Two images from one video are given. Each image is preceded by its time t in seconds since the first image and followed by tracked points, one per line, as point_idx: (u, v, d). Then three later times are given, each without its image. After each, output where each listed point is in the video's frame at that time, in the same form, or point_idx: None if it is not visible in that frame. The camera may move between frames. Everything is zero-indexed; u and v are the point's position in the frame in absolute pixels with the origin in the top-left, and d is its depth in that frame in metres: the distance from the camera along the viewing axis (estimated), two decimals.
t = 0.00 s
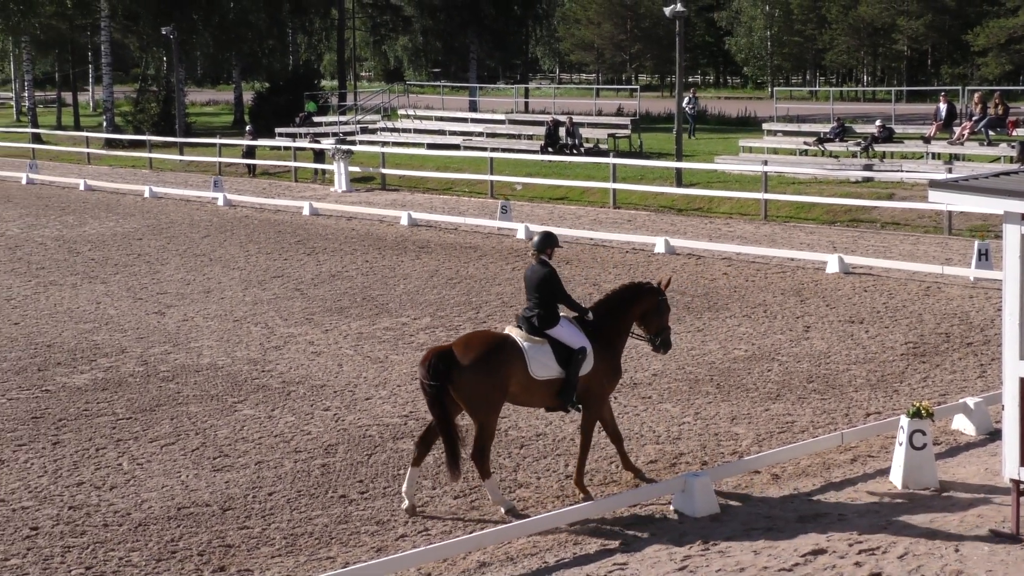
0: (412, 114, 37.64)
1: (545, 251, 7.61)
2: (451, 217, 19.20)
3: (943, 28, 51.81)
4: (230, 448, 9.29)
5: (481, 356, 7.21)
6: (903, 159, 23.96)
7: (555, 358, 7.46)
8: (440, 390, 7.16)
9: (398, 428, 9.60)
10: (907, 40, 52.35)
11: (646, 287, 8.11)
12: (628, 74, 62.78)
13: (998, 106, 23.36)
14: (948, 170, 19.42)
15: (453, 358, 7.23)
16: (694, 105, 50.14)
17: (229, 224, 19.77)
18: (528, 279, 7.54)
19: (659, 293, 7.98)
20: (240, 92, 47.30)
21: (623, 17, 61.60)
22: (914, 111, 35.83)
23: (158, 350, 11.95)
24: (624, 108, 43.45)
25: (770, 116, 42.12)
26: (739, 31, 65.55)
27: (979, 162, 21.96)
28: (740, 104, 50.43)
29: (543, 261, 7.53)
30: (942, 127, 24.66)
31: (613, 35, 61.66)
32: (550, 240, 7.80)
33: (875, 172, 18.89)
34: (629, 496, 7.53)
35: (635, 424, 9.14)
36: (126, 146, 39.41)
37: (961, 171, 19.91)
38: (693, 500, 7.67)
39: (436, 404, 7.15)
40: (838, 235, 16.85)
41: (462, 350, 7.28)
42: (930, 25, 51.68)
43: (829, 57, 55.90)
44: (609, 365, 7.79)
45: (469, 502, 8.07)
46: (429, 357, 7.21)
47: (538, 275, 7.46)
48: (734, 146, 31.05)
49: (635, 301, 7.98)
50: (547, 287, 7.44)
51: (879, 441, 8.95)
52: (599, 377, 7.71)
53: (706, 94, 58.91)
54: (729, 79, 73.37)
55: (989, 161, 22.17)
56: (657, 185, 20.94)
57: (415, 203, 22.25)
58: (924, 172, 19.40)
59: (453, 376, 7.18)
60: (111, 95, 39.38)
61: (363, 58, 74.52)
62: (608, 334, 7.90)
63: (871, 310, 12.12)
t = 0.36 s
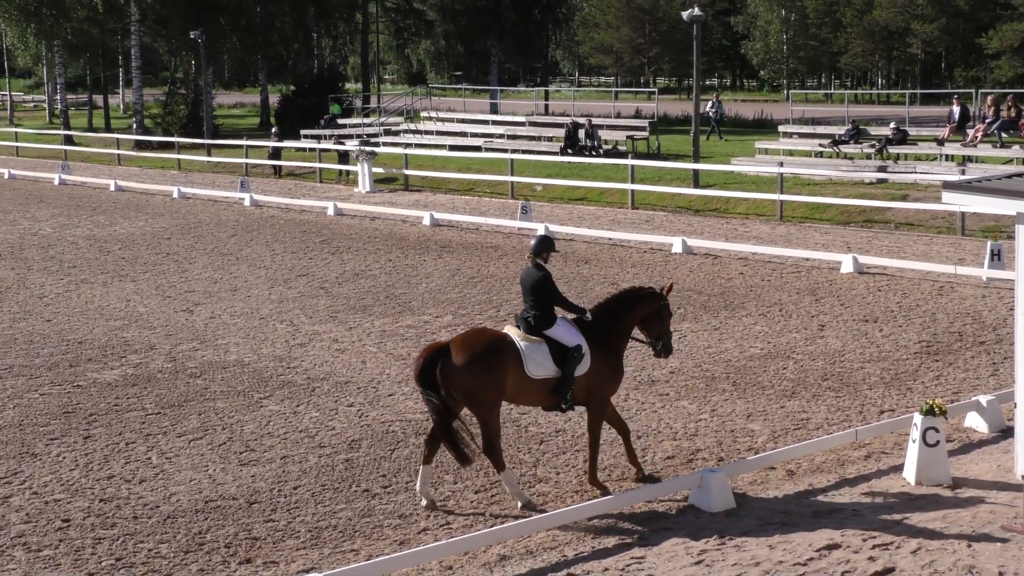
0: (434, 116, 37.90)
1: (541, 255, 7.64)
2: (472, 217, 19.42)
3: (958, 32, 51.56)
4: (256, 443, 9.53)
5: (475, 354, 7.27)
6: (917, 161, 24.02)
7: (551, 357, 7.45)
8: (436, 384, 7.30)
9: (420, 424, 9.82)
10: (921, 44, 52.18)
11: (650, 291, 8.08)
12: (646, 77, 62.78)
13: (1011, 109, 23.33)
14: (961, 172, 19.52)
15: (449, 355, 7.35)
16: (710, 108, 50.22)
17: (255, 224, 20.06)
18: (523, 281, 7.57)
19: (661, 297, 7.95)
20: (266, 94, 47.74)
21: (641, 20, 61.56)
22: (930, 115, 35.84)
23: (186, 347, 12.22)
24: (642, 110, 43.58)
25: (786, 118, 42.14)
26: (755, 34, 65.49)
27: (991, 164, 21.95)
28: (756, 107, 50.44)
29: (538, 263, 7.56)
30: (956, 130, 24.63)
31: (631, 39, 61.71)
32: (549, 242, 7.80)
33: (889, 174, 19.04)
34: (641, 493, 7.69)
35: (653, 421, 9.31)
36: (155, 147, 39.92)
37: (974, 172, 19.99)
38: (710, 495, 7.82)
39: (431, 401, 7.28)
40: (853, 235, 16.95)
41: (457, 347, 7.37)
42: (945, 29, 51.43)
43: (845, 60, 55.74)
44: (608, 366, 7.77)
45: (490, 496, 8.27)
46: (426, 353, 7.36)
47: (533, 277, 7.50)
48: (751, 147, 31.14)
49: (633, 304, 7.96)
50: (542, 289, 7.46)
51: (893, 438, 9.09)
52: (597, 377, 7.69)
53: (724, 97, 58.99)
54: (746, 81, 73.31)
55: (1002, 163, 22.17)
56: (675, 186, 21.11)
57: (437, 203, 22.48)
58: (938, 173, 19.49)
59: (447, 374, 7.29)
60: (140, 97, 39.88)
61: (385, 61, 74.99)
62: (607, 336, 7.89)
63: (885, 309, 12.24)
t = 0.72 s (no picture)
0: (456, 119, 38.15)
1: (540, 252, 7.68)
2: (494, 217, 19.63)
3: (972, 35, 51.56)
4: (282, 438, 9.77)
5: (479, 352, 7.46)
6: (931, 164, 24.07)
7: (552, 357, 7.57)
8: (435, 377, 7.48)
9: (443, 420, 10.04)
10: (936, 48, 52.14)
11: (655, 291, 8.15)
12: (664, 80, 62.91)
13: None
14: (976, 174, 19.65)
15: (451, 350, 7.53)
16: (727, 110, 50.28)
17: (281, 224, 20.34)
18: (523, 278, 7.60)
19: (666, 299, 8.04)
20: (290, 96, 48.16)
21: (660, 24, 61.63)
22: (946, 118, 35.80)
23: (214, 345, 12.47)
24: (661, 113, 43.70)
25: (802, 121, 42.18)
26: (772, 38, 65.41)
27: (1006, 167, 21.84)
28: (773, 110, 50.48)
29: (537, 262, 7.60)
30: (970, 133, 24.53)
31: (650, 43, 61.73)
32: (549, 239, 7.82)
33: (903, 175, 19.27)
34: (657, 489, 7.89)
35: (670, 418, 9.49)
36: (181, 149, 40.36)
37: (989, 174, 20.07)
38: (727, 490, 8.00)
39: (425, 393, 7.44)
40: (868, 236, 17.04)
41: (460, 343, 7.55)
42: (959, 33, 51.41)
43: (859, 64, 55.72)
44: (610, 365, 7.89)
45: (510, 491, 8.46)
46: (429, 346, 7.51)
47: (532, 274, 7.52)
48: (767, 150, 31.23)
49: (636, 305, 8.06)
50: (542, 287, 7.49)
51: (907, 436, 9.23)
52: (599, 376, 7.82)
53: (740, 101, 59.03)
54: (763, 85, 73.24)
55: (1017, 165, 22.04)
56: (692, 188, 21.29)
57: (459, 204, 22.72)
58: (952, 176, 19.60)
59: (449, 367, 7.49)
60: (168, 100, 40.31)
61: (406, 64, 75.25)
62: (610, 335, 7.99)
63: (900, 309, 12.35)
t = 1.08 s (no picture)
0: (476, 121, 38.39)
1: (542, 253, 7.89)
2: (514, 218, 19.84)
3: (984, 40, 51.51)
4: (306, 434, 10.01)
5: (481, 350, 7.63)
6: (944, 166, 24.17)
7: (554, 358, 7.77)
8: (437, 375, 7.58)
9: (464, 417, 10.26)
10: (949, 52, 52.09)
11: (657, 290, 8.32)
12: (681, 84, 63.05)
13: None
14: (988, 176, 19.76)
15: (452, 348, 7.66)
16: (744, 113, 50.34)
17: (305, 225, 20.63)
18: (526, 279, 7.84)
19: (668, 298, 8.19)
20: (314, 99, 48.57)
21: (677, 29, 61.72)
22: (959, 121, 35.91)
23: (240, 342, 12.74)
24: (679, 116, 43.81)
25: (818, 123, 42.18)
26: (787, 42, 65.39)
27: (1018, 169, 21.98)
28: (788, 113, 50.49)
29: (541, 263, 7.80)
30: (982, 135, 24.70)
31: (667, 47, 61.83)
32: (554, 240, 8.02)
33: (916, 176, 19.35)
34: (670, 486, 8.06)
35: (686, 416, 9.66)
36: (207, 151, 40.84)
37: (1001, 176, 20.17)
38: (742, 487, 8.16)
39: (426, 390, 7.51)
40: (882, 237, 17.14)
41: (461, 341, 7.71)
42: (971, 37, 51.37)
43: (873, 68, 55.66)
44: (611, 365, 8.07)
45: (529, 487, 8.65)
46: (430, 344, 7.61)
47: (536, 274, 7.75)
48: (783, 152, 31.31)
49: (635, 305, 8.23)
50: (546, 287, 7.71)
51: (920, 434, 9.36)
52: (600, 377, 8.02)
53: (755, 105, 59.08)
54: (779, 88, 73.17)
55: None
56: (709, 189, 21.45)
57: (480, 205, 22.93)
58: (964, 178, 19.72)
59: (449, 365, 7.61)
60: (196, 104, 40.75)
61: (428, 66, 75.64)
62: (611, 335, 8.18)
63: (913, 309, 12.46)
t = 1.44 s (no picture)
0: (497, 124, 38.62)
1: (547, 255, 8.09)
2: (534, 219, 20.04)
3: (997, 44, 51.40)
4: (330, 430, 10.25)
5: (480, 352, 7.77)
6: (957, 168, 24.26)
7: (551, 362, 7.94)
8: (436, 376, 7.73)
9: (484, 415, 10.48)
10: (963, 57, 51.96)
11: (654, 290, 8.53)
12: (698, 88, 63.13)
13: None
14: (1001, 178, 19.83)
15: (453, 351, 7.80)
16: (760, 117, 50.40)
17: (329, 225, 20.92)
18: (530, 280, 8.01)
19: (665, 297, 8.41)
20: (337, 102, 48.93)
21: (693, 34, 61.72)
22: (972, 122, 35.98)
23: (265, 340, 13.01)
24: (696, 118, 43.92)
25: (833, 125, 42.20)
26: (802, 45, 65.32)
27: None
28: (803, 116, 50.51)
29: (545, 265, 7.99)
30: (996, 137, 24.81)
31: (684, 52, 61.87)
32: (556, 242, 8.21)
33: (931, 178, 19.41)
34: (682, 483, 8.21)
35: (703, 413, 9.84)
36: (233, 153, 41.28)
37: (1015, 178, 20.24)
38: (757, 483, 8.33)
39: (427, 392, 7.67)
40: (895, 238, 17.24)
41: (461, 343, 7.87)
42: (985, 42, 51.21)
43: (887, 72, 55.54)
44: (609, 366, 8.27)
45: (548, 482, 8.85)
46: (431, 346, 7.76)
47: (539, 277, 7.94)
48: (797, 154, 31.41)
49: (634, 304, 8.44)
50: (548, 289, 7.90)
51: (933, 432, 9.50)
52: (597, 377, 8.21)
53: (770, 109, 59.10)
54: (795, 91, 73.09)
55: None
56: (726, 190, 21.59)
57: (500, 206, 23.15)
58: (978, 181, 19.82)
59: (449, 366, 7.76)
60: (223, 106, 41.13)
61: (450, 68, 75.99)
62: (608, 334, 8.39)
63: (926, 309, 12.59)
